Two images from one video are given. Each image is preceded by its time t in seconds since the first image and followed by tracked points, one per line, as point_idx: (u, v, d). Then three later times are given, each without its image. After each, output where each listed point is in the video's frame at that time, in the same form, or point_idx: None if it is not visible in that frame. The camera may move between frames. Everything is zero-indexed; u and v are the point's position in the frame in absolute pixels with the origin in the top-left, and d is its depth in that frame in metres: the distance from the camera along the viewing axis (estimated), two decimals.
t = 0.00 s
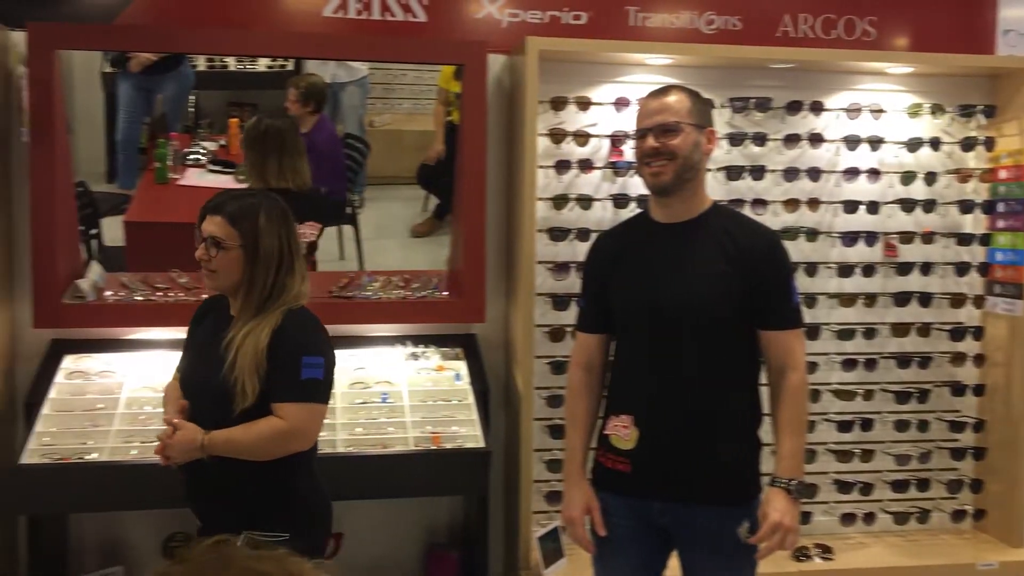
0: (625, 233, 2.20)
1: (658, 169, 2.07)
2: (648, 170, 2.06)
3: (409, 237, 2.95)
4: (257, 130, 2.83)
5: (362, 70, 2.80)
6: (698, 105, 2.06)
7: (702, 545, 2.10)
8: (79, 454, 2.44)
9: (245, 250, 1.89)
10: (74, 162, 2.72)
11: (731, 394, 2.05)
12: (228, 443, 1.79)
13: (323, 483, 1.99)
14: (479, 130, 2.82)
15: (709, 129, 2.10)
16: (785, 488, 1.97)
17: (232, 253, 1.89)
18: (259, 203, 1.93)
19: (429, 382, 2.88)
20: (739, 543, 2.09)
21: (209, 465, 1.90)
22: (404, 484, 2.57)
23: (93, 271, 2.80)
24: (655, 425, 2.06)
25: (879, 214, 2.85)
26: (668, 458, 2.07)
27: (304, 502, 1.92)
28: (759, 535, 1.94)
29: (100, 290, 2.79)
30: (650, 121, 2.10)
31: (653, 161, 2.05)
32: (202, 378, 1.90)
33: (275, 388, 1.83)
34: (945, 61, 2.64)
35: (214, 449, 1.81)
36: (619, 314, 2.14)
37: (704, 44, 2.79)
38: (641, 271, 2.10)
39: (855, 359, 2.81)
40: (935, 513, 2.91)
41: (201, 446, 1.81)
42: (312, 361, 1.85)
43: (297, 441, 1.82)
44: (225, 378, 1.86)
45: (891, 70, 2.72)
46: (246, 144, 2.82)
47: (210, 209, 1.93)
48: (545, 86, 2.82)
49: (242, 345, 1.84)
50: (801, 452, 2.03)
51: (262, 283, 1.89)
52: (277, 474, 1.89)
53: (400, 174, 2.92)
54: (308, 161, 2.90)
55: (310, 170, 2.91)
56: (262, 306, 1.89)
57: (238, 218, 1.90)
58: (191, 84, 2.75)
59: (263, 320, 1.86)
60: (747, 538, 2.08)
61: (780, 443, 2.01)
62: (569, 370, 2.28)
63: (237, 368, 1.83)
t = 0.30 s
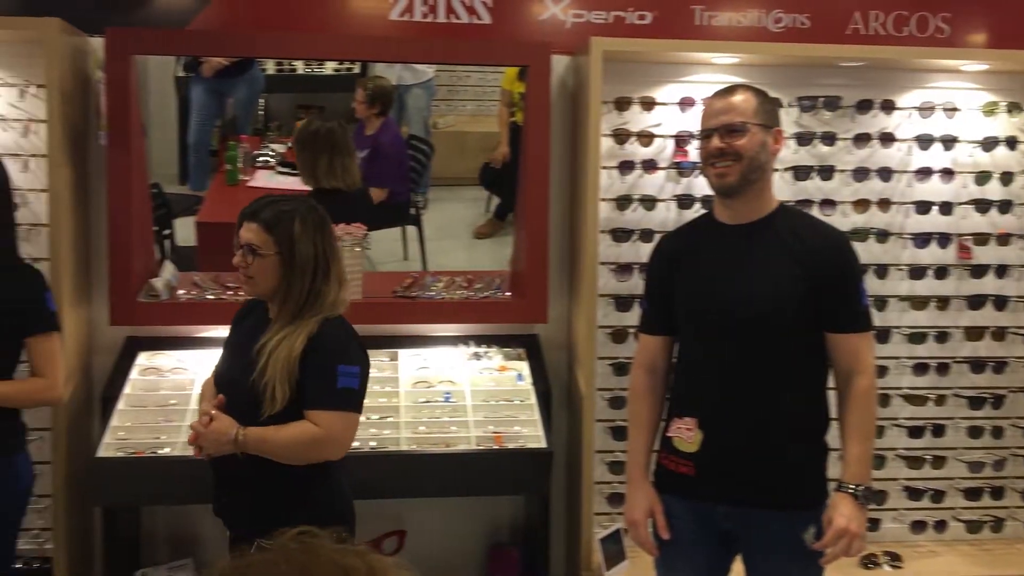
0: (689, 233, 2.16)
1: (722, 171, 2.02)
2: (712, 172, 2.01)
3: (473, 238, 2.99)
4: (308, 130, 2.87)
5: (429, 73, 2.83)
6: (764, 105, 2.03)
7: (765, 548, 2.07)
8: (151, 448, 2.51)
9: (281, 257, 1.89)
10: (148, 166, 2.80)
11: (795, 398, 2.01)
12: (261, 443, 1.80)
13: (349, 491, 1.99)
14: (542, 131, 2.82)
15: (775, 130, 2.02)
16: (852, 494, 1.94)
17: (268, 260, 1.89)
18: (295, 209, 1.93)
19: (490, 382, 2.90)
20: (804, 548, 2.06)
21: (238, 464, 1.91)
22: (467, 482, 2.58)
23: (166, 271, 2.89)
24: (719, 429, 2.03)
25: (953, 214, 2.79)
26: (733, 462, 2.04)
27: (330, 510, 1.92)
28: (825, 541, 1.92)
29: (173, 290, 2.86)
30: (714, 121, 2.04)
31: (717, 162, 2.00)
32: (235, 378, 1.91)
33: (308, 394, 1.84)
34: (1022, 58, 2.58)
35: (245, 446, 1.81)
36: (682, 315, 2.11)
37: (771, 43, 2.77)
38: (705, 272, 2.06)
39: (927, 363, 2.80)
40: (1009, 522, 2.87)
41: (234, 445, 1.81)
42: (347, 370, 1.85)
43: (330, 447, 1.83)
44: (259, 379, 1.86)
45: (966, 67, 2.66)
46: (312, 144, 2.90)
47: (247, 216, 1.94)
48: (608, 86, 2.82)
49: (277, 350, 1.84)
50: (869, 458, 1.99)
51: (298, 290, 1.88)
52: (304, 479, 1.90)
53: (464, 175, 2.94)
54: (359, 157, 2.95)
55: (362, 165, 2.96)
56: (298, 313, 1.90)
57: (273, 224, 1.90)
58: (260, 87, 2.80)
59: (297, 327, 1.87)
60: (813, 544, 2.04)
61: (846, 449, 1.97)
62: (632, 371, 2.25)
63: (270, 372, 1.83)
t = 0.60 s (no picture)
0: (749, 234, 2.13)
1: (781, 172, 1.98)
2: (771, 173, 1.98)
3: (531, 239, 3.00)
4: (354, 130, 2.92)
5: (487, 75, 2.85)
6: (832, 103, 2.00)
7: (826, 554, 2.03)
8: (216, 444, 2.57)
9: (309, 255, 1.92)
10: (213, 168, 2.86)
11: (856, 401, 1.97)
12: (280, 438, 1.83)
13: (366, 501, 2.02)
14: (600, 132, 2.82)
15: (835, 129, 1.99)
16: (917, 500, 1.90)
17: (297, 257, 1.93)
18: (326, 208, 1.96)
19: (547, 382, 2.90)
20: (866, 555, 2.02)
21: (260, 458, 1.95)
22: (525, 482, 2.59)
23: (231, 271, 2.95)
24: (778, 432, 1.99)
25: (1022, 216, 2.77)
26: (793, 466, 2.01)
27: (345, 516, 1.95)
28: (888, 548, 1.88)
29: (237, 289, 2.92)
30: (772, 122, 2.00)
31: (776, 163, 1.96)
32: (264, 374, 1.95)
33: (329, 398, 1.87)
34: None
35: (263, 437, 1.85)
36: (740, 316, 2.07)
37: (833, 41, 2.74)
38: (762, 273, 2.03)
39: (995, 368, 2.78)
40: None
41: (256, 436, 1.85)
42: (370, 377, 1.89)
43: (346, 454, 1.86)
44: (284, 376, 1.91)
45: None
46: (373, 145, 2.96)
47: (281, 215, 1.98)
48: (667, 86, 2.81)
49: (304, 351, 1.89)
50: (934, 464, 1.94)
51: (325, 288, 1.91)
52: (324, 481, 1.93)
53: (521, 176, 2.97)
54: (405, 155, 2.99)
55: (408, 162, 3.00)
56: (326, 312, 1.93)
57: (303, 222, 1.93)
58: (323, 90, 2.85)
59: (326, 328, 1.91)
60: (875, 550, 2.00)
61: (911, 453, 1.93)
62: (690, 373, 2.21)
63: (297, 370, 1.88)
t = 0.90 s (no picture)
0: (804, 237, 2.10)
1: (838, 174, 1.95)
2: (828, 175, 1.94)
3: (582, 240, 3.00)
4: (389, 132, 2.94)
5: (540, 76, 2.86)
6: (893, 103, 1.97)
7: (886, 561, 1.98)
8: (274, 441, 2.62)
9: (331, 250, 1.97)
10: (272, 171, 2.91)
11: (916, 405, 1.92)
12: (332, 435, 1.87)
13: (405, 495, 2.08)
14: (654, 133, 2.82)
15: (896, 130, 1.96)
16: (977, 507, 1.85)
17: (319, 253, 1.98)
18: (347, 204, 2.00)
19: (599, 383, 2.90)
20: (925, 562, 1.97)
21: (305, 457, 1.99)
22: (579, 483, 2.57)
23: (288, 271, 2.97)
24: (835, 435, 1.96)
25: None
26: (851, 472, 1.97)
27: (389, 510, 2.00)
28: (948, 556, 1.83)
29: (293, 289, 2.96)
30: (828, 124, 1.96)
31: (833, 166, 1.92)
32: (300, 375, 1.98)
33: (378, 393, 1.92)
34: None
35: (320, 437, 1.88)
36: (796, 318, 2.04)
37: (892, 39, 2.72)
38: (819, 274, 2.00)
39: None
40: None
41: (306, 436, 1.88)
42: (415, 369, 1.95)
43: (401, 446, 1.91)
44: (327, 376, 1.95)
45: None
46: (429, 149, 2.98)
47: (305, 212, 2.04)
48: (722, 86, 2.79)
49: (347, 349, 1.94)
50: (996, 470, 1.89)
51: (349, 283, 1.96)
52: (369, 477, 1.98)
53: (574, 177, 2.97)
54: (441, 154, 2.99)
55: (445, 161, 3.00)
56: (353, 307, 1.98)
57: (325, 219, 1.98)
58: (378, 92, 2.88)
59: (360, 324, 1.96)
60: (935, 557, 1.95)
61: (971, 459, 1.88)
62: (745, 376, 2.19)
63: (342, 369, 1.93)
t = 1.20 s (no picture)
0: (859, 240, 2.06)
1: (896, 176, 1.91)
2: (885, 177, 1.91)
3: (632, 242, 2.99)
4: (422, 134, 2.97)
5: (591, 77, 2.88)
6: (953, 103, 1.93)
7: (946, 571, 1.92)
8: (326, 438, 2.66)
9: (363, 249, 2.00)
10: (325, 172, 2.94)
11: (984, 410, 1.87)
12: (392, 426, 1.91)
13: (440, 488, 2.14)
14: (706, 133, 2.81)
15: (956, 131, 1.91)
16: None
17: (351, 252, 2.00)
18: (376, 204, 2.04)
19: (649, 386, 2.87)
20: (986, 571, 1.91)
21: (350, 449, 2.02)
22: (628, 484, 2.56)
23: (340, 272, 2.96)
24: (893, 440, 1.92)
25: None
26: (909, 478, 1.91)
27: (431, 500, 2.06)
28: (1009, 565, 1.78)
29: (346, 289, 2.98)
30: (885, 125, 1.93)
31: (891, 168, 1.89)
32: (348, 371, 1.99)
33: (432, 384, 1.98)
34: None
35: (379, 428, 1.91)
36: (853, 322, 2.00)
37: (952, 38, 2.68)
38: (876, 276, 1.97)
39: None
40: None
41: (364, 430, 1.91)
42: (464, 359, 2.03)
43: (455, 433, 1.97)
44: (378, 373, 1.97)
45: None
46: (480, 151, 2.99)
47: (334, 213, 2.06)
48: (776, 86, 2.77)
49: (396, 344, 1.96)
50: None
51: (382, 280, 1.98)
52: (414, 467, 2.04)
53: (623, 178, 2.96)
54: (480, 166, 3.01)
55: (475, 166, 3.02)
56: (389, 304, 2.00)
57: (355, 219, 2.01)
58: (430, 94, 2.91)
59: (402, 320, 1.98)
60: (995, 566, 1.89)
61: None
62: (800, 381, 2.15)
63: (396, 364, 1.95)
